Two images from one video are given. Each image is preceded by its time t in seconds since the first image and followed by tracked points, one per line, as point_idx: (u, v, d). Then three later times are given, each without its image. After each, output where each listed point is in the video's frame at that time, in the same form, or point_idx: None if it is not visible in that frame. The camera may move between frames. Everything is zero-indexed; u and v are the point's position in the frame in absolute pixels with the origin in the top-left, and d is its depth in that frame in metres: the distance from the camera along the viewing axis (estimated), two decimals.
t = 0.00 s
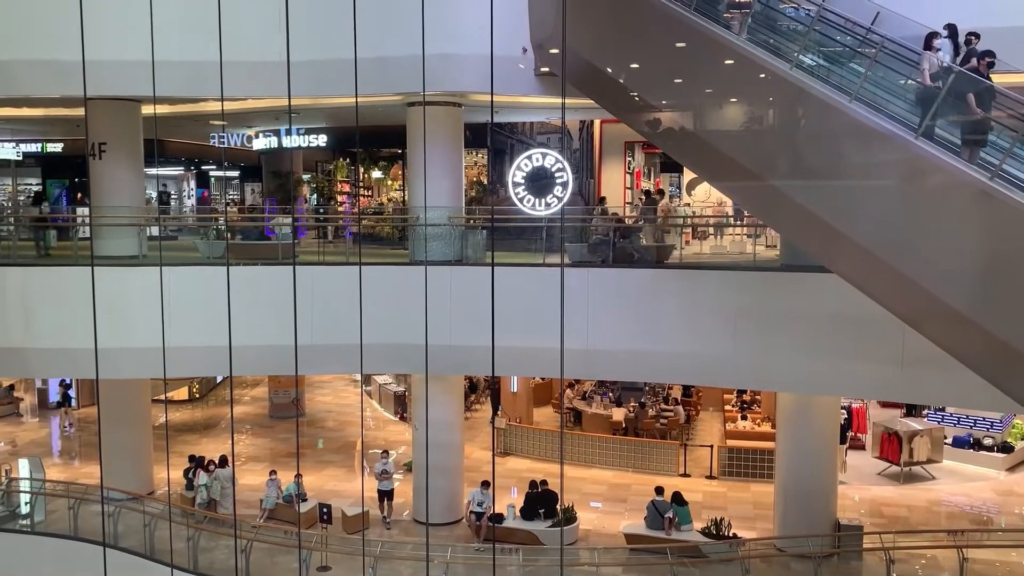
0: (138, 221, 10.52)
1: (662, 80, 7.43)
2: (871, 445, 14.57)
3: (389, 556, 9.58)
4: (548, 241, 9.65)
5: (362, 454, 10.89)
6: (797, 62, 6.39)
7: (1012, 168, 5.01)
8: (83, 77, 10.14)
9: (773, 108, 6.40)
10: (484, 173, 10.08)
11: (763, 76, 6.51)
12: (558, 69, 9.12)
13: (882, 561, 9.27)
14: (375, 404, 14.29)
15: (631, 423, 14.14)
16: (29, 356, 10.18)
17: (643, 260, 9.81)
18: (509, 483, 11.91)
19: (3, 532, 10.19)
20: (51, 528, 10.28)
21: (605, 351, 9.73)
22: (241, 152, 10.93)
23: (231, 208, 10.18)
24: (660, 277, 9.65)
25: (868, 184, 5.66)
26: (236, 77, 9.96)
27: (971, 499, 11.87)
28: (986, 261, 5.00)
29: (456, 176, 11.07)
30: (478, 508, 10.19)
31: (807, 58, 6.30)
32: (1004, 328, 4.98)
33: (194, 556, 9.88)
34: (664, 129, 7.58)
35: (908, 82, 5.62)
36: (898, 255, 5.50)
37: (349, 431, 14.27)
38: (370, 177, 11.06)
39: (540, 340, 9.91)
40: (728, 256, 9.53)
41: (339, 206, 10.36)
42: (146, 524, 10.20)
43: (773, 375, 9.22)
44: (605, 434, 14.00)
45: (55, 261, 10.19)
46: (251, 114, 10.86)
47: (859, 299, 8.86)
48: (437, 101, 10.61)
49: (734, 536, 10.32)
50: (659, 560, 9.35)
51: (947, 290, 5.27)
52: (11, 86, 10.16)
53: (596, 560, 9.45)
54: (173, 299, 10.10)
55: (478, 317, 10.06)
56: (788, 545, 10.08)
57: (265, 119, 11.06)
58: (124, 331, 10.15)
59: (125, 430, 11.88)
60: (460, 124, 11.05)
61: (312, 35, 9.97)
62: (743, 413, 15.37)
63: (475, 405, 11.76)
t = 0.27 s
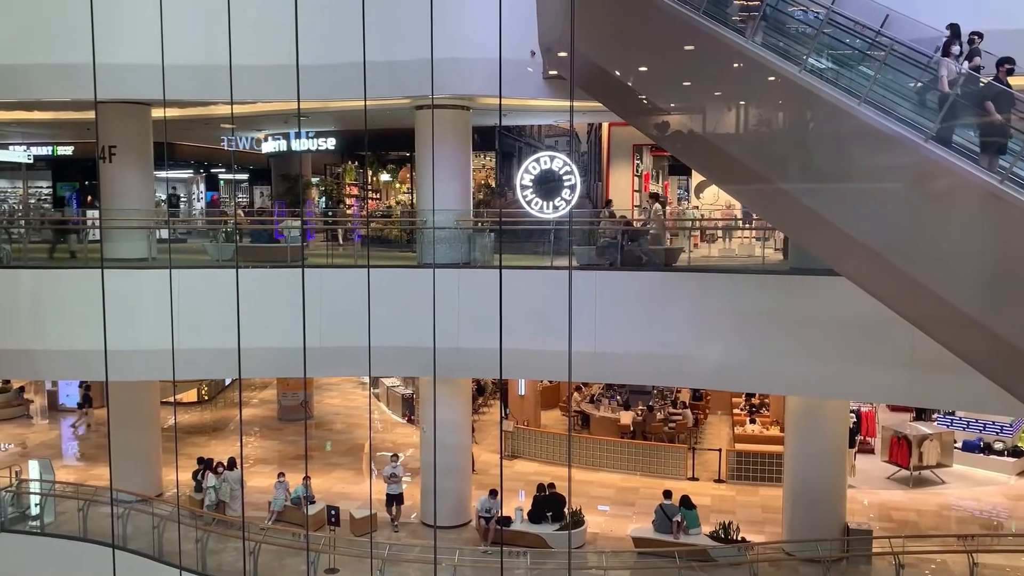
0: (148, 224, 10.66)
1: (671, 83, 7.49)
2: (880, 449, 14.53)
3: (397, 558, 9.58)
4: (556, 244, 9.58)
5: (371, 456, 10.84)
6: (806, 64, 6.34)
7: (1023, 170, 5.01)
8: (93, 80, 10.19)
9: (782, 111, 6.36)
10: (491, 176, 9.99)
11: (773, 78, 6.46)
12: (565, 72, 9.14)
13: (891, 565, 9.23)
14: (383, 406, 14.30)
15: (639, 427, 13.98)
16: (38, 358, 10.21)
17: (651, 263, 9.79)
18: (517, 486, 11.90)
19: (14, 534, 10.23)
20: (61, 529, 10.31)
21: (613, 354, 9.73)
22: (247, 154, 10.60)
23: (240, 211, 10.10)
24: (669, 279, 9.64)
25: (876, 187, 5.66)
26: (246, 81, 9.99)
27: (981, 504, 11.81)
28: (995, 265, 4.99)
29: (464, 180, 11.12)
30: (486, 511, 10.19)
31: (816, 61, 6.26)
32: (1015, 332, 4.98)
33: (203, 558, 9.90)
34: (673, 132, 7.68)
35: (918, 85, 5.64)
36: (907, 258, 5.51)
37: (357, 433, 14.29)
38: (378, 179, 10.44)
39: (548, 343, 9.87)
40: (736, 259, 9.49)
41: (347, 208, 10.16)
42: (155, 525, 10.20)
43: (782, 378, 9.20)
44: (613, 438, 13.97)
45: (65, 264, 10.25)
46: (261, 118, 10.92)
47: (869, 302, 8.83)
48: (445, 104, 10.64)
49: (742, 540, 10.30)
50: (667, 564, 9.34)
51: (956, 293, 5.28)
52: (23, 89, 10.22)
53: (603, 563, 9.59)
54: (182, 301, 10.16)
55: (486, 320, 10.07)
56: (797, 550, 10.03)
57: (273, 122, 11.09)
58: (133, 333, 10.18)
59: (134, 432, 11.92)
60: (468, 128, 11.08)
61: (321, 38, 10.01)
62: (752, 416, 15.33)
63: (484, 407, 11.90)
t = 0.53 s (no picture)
0: (159, 227, 10.74)
1: (681, 85, 7.46)
2: (892, 452, 14.45)
3: (407, 561, 9.57)
4: (565, 246, 9.57)
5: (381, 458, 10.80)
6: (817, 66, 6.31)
7: None
8: (105, 84, 10.24)
9: (793, 112, 6.35)
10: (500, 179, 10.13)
11: (784, 81, 6.47)
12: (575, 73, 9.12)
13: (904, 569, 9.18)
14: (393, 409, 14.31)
15: (649, 429, 13.83)
16: (50, 360, 10.26)
17: (661, 266, 9.74)
18: (527, 488, 11.88)
19: (26, 535, 10.26)
20: (72, 530, 10.34)
21: (623, 356, 9.71)
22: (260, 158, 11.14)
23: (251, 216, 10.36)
24: (679, 282, 9.61)
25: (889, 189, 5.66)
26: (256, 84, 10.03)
27: (994, 507, 11.72)
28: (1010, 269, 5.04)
29: (473, 181, 11.14)
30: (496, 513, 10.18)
31: (826, 62, 6.25)
32: None
33: (213, 560, 9.92)
34: (683, 133, 7.65)
35: (929, 85, 5.53)
36: (920, 261, 5.53)
37: (367, 435, 14.30)
38: (387, 182, 10.65)
39: (558, 344, 9.83)
40: (747, 261, 9.43)
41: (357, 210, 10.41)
42: (166, 527, 10.30)
43: (794, 380, 9.15)
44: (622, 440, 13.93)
45: (77, 267, 10.31)
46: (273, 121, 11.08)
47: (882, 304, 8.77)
48: (454, 106, 10.66)
49: (753, 543, 10.25)
50: (678, 567, 9.31)
51: (970, 296, 5.33)
52: (35, 93, 10.28)
53: (613, 566, 9.65)
54: (193, 304, 10.21)
55: (496, 322, 10.08)
56: (808, 552, 10.06)
57: (285, 126, 11.28)
58: (144, 335, 10.22)
59: (145, 434, 11.97)
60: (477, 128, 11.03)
61: (330, 41, 10.02)
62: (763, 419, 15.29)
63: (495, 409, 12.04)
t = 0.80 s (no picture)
0: (171, 230, 10.76)
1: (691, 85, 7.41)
2: (904, 454, 14.39)
3: (417, 562, 9.57)
4: (576, 247, 9.67)
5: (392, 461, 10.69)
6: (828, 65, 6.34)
7: None
8: (117, 87, 10.30)
9: (805, 114, 6.38)
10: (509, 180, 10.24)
11: (795, 81, 6.50)
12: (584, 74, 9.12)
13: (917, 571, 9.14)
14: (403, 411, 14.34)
15: (660, 432, 13.68)
16: (63, 362, 10.31)
17: (671, 267, 9.71)
18: (538, 490, 11.88)
19: (39, 537, 10.28)
20: (85, 532, 10.37)
21: (633, 357, 9.69)
22: (272, 161, 11.40)
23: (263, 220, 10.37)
24: (689, 282, 9.58)
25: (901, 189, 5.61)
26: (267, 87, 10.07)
27: (1007, 509, 11.65)
28: None
29: (483, 184, 11.16)
30: (507, 515, 10.20)
31: (837, 62, 6.24)
32: None
33: (225, 561, 9.95)
34: (692, 134, 7.57)
35: (941, 84, 5.54)
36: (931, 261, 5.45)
37: (377, 437, 14.33)
38: (398, 183, 10.64)
39: (568, 346, 9.83)
40: (757, 261, 9.40)
41: (367, 213, 10.31)
42: (177, 528, 10.33)
43: (805, 382, 9.10)
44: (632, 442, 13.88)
45: (90, 269, 10.34)
46: (282, 124, 11.01)
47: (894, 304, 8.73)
48: (464, 108, 10.65)
49: (764, 545, 10.22)
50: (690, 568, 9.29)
51: (982, 298, 5.23)
52: (48, 97, 10.34)
53: (625, 567, 9.53)
54: (205, 306, 10.24)
55: (507, 324, 10.07)
56: (820, 554, 10.02)
57: (294, 127, 11.08)
58: (156, 337, 10.26)
59: (156, 435, 12.02)
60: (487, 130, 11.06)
61: (341, 43, 10.04)
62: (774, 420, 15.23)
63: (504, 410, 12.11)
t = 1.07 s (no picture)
0: (184, 231, 10.80)
1: (702, 84, 7.39)
2: (918, 454, 14.32)
3: (429, 562, 9.58)
4: (587, 247, 9.67)
5: (402, 463, 10.73)
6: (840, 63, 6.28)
7: None
8: (130, 90, 10.36)
9: (816, 113, 6.34)
10: (520, 182, 10.31)
11: (806, 80, 6.44)
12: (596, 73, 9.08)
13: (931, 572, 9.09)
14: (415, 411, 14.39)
15: (672, 432, 13.75)
16: (77, 363, 10.38)
17: (683, 267, 9.69)
18: (550, 490, 11.89)
19: (55, 536, 10.36)
20: (100, 532, 10.45)
21: (646, 358, 9.67)
22: (283, 162, 11.38)
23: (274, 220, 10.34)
24: (702, 282, 9.55)
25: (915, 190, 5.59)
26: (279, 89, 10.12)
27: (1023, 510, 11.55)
28: None
29: (495, 185, 11.19)
30: (519, 515, 10.20)
31: (850, 61, 6.20)
32: None
33: (238, 561, 10.01)
34: (704, 134, 7.55)
35: (953, 80, 5.46)
36: (947, 263, 5.47)
37: (389, 437, 14.36)
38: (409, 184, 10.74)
39: (580, 346, 9.84)
40: (770, 260, 9.33)
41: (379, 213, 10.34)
42: (191, 529, 10.39)
43: (817, 382, 9.05)
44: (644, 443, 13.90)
45: (103, 271, 10.39)
46: (295, 126, 11.23)
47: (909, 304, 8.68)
48: (475, 108, 10.65)
49: (777, 545, 10.19)
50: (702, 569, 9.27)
51: (998, 299, 5.25)
52: (63, 99, 10.42)
53: (637, 568, 9.52)
54: (217, 307, 10.29)
55: (519, 325, 10.10)
56: (833, 555, 9.98)
57: (307, 129, 11.33)
58: (170, 338, 10.33)
59: (170, 436, 12.09)
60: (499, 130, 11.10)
61: (353, 44, 10.08)
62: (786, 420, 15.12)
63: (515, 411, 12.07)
